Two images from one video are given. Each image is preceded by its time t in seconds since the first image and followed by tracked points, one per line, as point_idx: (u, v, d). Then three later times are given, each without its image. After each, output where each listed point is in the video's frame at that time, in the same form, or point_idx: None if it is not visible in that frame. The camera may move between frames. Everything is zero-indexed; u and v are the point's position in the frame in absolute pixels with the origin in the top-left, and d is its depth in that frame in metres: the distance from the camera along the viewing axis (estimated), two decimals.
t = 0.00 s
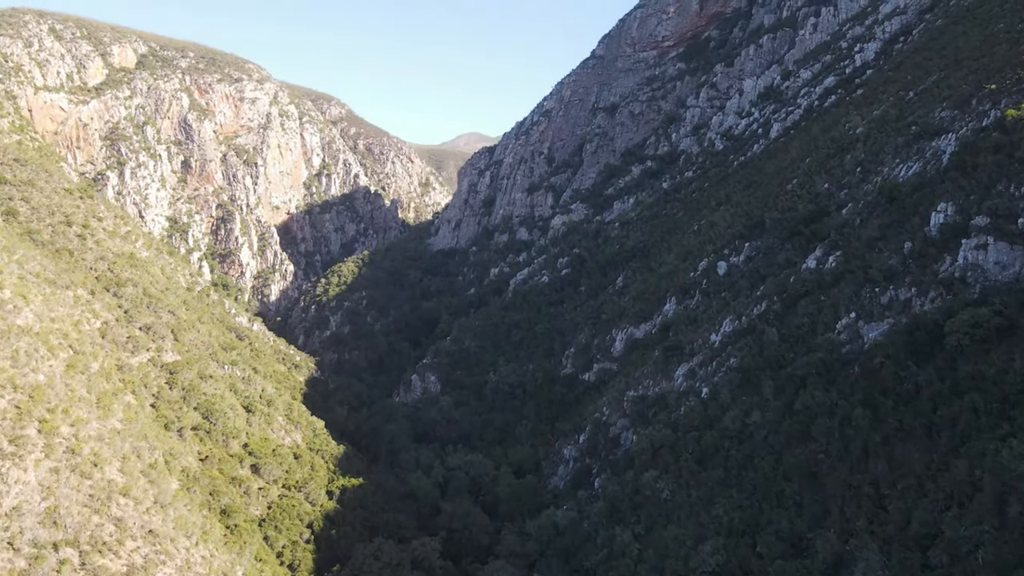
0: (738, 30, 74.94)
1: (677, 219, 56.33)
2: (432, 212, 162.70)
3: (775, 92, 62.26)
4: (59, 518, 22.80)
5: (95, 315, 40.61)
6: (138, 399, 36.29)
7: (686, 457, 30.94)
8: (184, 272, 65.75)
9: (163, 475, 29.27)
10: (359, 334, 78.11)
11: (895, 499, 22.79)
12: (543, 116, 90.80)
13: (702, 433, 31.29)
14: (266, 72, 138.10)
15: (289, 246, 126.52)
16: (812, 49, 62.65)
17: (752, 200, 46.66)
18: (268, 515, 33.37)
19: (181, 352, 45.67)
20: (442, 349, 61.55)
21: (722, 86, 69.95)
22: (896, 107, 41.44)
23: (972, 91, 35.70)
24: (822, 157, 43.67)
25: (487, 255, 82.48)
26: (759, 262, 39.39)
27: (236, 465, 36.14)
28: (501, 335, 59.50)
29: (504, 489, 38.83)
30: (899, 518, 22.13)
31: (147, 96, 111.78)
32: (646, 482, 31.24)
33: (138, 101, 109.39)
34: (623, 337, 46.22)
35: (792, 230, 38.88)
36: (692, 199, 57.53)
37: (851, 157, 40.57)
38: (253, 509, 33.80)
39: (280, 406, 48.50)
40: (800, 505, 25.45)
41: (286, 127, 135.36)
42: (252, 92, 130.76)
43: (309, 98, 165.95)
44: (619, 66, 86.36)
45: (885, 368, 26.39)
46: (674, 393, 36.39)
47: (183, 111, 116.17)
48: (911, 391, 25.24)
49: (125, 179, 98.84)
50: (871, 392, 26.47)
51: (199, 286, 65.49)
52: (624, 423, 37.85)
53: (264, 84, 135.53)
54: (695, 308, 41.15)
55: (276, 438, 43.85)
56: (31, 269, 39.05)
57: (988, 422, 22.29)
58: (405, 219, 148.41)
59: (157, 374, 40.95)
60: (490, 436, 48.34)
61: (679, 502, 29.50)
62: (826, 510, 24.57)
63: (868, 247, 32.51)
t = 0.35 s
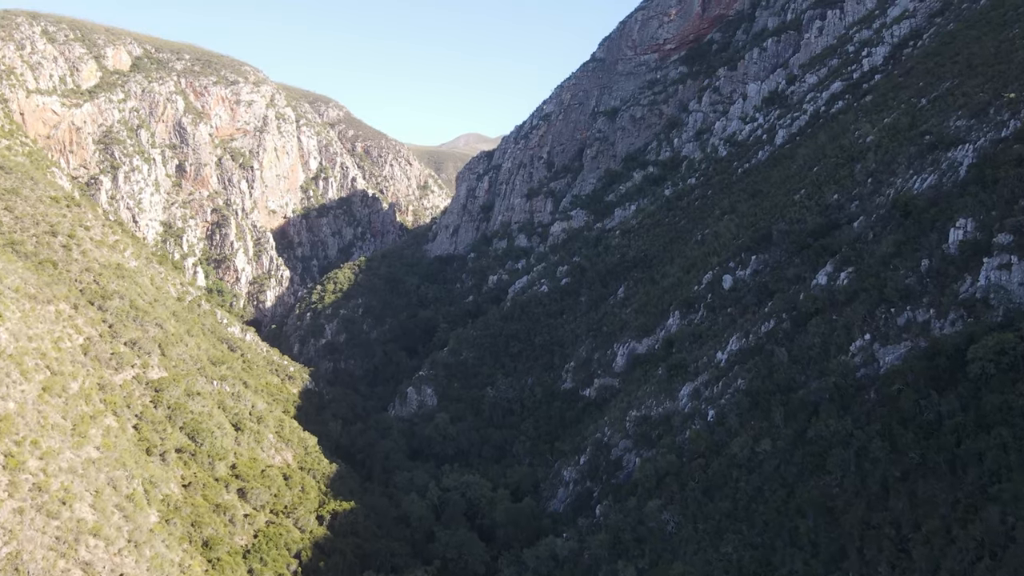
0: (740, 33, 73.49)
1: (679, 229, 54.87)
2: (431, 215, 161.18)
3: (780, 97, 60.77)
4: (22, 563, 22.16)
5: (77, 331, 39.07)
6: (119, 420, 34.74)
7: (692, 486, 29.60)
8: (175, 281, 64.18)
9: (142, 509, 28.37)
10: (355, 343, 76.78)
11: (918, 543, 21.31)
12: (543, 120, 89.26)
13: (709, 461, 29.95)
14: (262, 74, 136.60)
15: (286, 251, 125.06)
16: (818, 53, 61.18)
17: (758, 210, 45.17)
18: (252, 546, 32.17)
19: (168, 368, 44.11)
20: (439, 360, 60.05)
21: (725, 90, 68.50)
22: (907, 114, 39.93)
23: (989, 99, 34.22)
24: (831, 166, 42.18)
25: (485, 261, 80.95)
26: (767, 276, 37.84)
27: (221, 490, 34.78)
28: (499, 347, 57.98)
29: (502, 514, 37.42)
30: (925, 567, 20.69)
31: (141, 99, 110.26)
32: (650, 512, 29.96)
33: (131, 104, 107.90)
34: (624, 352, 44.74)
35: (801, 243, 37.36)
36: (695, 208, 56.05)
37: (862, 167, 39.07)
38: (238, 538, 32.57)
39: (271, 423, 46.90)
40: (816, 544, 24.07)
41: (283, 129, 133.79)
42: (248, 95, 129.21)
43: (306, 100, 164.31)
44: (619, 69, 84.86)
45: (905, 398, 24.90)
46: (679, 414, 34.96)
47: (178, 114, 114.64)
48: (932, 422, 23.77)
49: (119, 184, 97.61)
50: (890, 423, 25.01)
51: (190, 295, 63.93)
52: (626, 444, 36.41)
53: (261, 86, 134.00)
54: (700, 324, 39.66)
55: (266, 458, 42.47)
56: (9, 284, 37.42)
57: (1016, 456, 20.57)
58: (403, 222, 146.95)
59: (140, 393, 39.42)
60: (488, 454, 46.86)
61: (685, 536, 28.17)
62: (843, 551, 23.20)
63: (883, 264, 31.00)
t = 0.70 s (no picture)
0: (744, 36, 72.15)
1: (682, 239, 53.47)
2: (430, 218, 159.53)
3: (785, 102, 59.28)
4: None
5: (58, 348, 37.52)
6: (100, 443, 33.33)
7: (699, 518, 28.26)
8: (165, 290, 62.67)
9: (117, 544, 27.68)
10: (351, 352, 75.43)
11: None
12: (542, 124, 87.78)
13: (717, 492, 28.57)
14: (258, 76, 135.18)
15: (282, 255, 123.59)
16: (824, 57, 59.68)
17: (764, 221, 43.72)
18: None
19: (154, 385, 42.55)
20: (436, 372, 58.59)
21: (728, 94, 67.06)
22: (920, 123, 38.46)
23: (1007, 108, 32.75)
24: (840, 176, 40.71)
25: (484, 268, 79.48)
26: (776, 292, 36.36)
27: (205, 516, 33.83)
28: (497, 359, 56.51)
29: (499, 540, 36.04)
30: None
31: (135, 102, 108.81)
32: (654, 546, 28.58)
33: (125, 107, 106.53)
34: (626, 367, 43.27)
35: (810, 258, 35.88)
36: (697, 217, 54.61)
37: (873, 178, 37.60)
38: (222, 569, 31.86)
39: (261, 440, 45.29)
40: None
41: (280, 132, 132.23)
42: (245, 97, 127.69)
43: (303, 102, 162.86)
44: (620, 72, 83.37)
45: (926, 429, 23.46)
46: (684, 438, 33.51)
47: (173, 118, 113.12)
48: (956, 456, 22.37)
49: (112, 188, 96.80)
50: (911, 457, 23.58)
51: (181, 305, 62.46)
52: (628, 467, 34.98)
53: (257, 89, 132.52)
54: (705, 341, 38.19)
55: (255, 478, 41.11)
56: None
57: None
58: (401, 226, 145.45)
59: (124, 412, 37.92)
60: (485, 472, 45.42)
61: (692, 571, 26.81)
62: None
63: (898, 282, 29.49)
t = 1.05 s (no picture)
0: (747, 39, 70.69)
1: (685, 249, 51.95)
2: (428, 221, 158.01)
3: (791, 108, 57.74)
4: None
5: (37, 366, 35.92)
6: (78, 467, 32.09)
7: (707, 555, 26.82)
8: (155, 301, 61.06)
9: None
10: (347, 362, 74.15)
11: None
12: (541, 129, 86.27)
13: (726, 526, 27.13)
14: (255, 79, 133.67)
15: (278, 260, 122.05)
16: (831, 61, 58.12)
17: (771, 232, 42.20)
18: None
19: (138, 403, 40.93)
20: (432, 385, 57.09)
21: (731, 99, 65.57)
22: (934, 132, 36.91)
23: None
24: (851, 187, 39.17)
25: (482, 276, 77.93)
26: (785, 309, 34.78)
27: (187, 549, 33.44)
28: (495, 373, 55.01)
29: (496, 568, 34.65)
30: None
31: (129, 105, 107.07)
32: None
33: (119, 111, 104.94)
34: (628, 385, 41.75)
35: (821, 273, 34.34)
36: (701, 227, 53.09)
37: (886, 189, 36.06)
38: None
39: (251, 459, 43.64)
40: None
41: (276, 135, 130.60)
42: (241, 100, 126.09)
43: (301, 104, 161.35)
44: (621, 76, 81.87)
45: (951, 466, 21.93)
46: (690, 464, 32.03)
47: (167, 121, 111.51)
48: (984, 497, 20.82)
49: (105, 193, 95.25)
50: (936, 495, 22.04)
51: (171, 316, 60.82)
52: (631, 493, 33.56)
53: (253, 91, 130.92)
54: (711, 359, 36.68)
55: (242, 501, 39.65)
56: None
57: None
58: (399, 230, 143.97)
59: (105, 434, 36.40)
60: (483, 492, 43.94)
61: None
62: None
63: (916, 303, 27.90)
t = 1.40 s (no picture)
0: (751, 41, 69.23)
1: (689, 260, 50.45)
2: (427, 224, 156.45)
3: (797, 113, 56.24)
4: None
5: (13, 386, 34.25)
6: (54, 496, 30.69)
7: None
8: (144, 311, 59.49)
9: None
10: (343, 372, 72.71)
11: None
12: (540, 132, 84.74)
13: (735, 562, 25.74)
14: (251, 81, 132.12)
15: (274, 264, 120.50)
16: (838, 65, 56.60)
17: (779, 243, 40.70)
18: None
19: (122, 423, 39.32)
20: (429, 398, 55.62)
21: (735, 103, 64.10)
22: (950, 141, 35.40)
23: None
24: (863, 197, 37.68)
25: (480, 283, 76.42)
26: (796, 327, 33.29)
27: None
28: (493, 386, 53.50)
29: None
30: None
31: (123, 108, 105.49)
32: None
33: (113, 114, 103.31)
34: (631, 402, 40.28)
35: (833, 289, 32.86)
36: (704, 237, 51.56)
37: (899, 201, 34.55)
38: None
39: (240, 479, 42.09)
40: None
41: (272, 138, 129.02)
42: (237, 102, 124.51)
43: (298, 106, 159.86)
44: (622, 79, 80.38)
45: (980, 506, 20.43)
46: (696, 490, 30.60)
47: (162, 124, 110.00)
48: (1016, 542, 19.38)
49: (98, 198, 93.73)
50: (963, 538, 20.60)
51: (161, 327, 59.19)
52: (633, 520, 32.17)
53: (249, 93, 129.33)
54: (717, 378, 35.21)
55: (229, 526, 38.24)
56: None
57: None
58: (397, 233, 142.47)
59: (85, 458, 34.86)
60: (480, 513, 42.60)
61: None
62: None
63: (936, 324, 26.37)
